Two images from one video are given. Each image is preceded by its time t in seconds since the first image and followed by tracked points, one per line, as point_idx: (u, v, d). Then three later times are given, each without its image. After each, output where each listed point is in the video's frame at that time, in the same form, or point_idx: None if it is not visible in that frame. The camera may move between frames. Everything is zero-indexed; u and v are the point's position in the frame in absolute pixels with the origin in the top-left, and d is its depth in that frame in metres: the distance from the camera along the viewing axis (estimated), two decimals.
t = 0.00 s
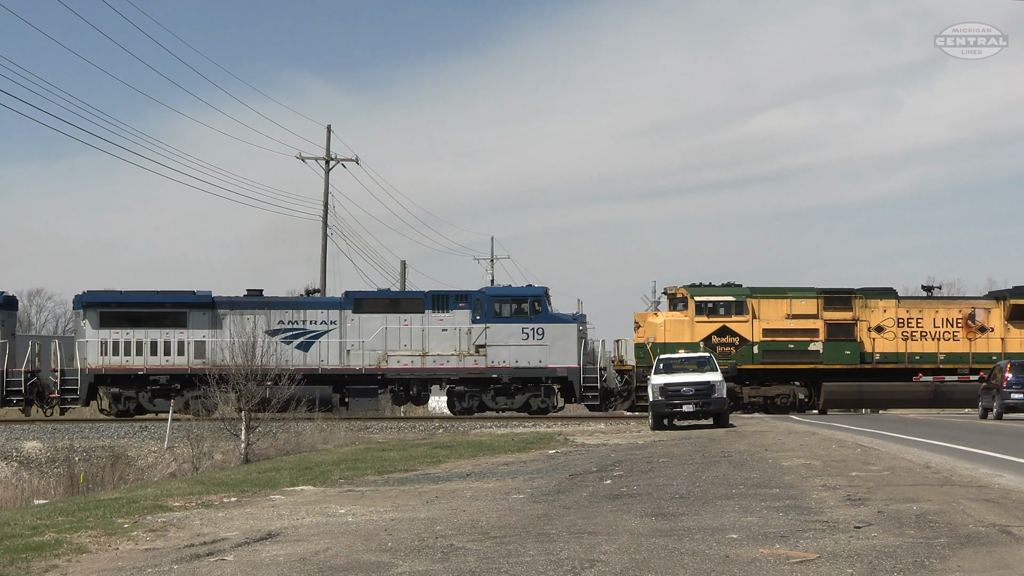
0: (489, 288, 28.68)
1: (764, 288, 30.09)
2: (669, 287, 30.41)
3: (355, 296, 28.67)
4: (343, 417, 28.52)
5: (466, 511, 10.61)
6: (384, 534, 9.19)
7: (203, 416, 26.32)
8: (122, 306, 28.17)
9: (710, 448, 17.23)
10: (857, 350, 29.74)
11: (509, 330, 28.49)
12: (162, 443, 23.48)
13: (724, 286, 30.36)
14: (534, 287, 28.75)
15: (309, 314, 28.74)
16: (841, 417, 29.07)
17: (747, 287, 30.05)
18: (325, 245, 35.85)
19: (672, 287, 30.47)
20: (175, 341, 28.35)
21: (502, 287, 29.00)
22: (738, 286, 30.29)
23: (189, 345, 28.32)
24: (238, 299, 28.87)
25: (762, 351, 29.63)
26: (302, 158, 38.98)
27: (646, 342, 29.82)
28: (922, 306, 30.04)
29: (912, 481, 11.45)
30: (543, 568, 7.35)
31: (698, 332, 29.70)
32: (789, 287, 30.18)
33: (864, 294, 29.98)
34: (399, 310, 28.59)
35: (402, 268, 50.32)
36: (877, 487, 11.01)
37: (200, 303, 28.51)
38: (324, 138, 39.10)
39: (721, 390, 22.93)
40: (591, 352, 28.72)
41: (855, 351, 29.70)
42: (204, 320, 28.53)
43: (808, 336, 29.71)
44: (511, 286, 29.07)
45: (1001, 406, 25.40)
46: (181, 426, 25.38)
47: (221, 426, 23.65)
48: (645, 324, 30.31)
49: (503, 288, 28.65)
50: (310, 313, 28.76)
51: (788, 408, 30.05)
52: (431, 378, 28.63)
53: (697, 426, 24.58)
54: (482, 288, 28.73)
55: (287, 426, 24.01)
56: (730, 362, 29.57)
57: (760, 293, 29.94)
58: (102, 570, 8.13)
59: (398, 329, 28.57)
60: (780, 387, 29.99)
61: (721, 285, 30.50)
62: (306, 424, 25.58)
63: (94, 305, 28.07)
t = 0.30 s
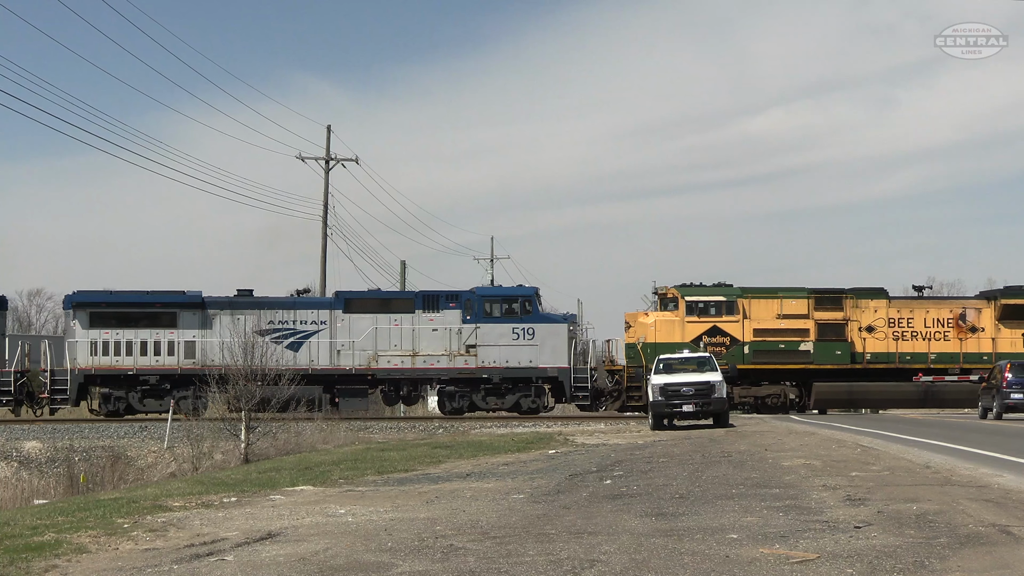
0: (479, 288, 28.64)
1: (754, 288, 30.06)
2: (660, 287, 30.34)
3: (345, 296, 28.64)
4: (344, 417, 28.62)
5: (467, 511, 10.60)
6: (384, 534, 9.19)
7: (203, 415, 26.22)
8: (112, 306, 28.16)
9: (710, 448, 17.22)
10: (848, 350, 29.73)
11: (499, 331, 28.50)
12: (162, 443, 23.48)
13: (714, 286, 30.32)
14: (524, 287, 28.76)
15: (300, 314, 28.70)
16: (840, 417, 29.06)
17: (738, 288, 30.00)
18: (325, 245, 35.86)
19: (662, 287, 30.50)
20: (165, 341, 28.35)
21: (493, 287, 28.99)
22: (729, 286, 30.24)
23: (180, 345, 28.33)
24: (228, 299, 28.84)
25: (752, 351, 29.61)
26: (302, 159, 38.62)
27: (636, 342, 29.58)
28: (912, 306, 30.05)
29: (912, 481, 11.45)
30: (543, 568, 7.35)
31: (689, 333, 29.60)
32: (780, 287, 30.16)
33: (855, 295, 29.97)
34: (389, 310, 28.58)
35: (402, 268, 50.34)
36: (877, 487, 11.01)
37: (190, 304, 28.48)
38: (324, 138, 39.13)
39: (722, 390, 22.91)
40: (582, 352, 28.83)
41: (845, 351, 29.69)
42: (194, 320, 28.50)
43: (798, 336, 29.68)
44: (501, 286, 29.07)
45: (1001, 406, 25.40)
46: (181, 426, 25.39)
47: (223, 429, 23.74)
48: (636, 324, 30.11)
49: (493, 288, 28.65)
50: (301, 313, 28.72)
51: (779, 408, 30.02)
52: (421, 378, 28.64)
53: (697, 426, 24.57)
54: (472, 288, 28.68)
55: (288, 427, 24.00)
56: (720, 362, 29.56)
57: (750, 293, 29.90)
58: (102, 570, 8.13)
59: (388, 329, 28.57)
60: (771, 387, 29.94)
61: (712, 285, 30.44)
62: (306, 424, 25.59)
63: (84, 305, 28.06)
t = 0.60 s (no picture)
0: (469, 288, 28.64)
1: (745, 288, 30.02)
2: (651, 287, 30.28)
3: (335, 296, 28.67)
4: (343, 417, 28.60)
5: (466, 511, 10.60)
6: (384, 534, 9.19)
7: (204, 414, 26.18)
8: (102, 306, 28.17)
9: (710, 448, 17.22)
10: (838, 350, 29.74)
11: (489, 331, 28.50)
12: (162, 443, 23.48)
13: (705, 286, 30.25)
14: (515, 287, 28.76)
15: (290, 314, 28.70)
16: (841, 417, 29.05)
17: (728, 287, 29.95)
18: (325, 245, 35.87)
19: (653, 287, 30.40)
20: (155, 341, 28.34)
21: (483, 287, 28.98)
22: (720, 285, 30.17)
23: (169, 345, 28.33)
24: (218, 300, 28.85)
25: (743, 351, 29.61)
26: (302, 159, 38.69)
27: (627, 342, 29.57)
28: (903, 306, 30.08)
29: (912, 481, 11.44)
30: (543, 568, 7.35)
31: (679, 333, 29.52)
32: (771, 287, 30.14)
33: (846, 294, 30.04)
34: (380, 310, 28.61)
35: (402, 268, 50.34)
36: (877, 487, 11.01)
37: (180, 304, 28.47)
38: (324, 138, 39.14)
39: (721, 390, 22.92)
40: (573, 352, 28.80)
41: (836, 351, 29.70)
42: (184, 320, 28.51)
43: (789, 336, 29.67)
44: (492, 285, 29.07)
45: (1001, 406, 25.40)
46: (181, 426, 25.36)
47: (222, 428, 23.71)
48: (626, 324, 30.02)
49: (483, 288, 28.63)
50: (291, 314, 28.72)
51: (769, 408, 30.06)
52: (412, 379, 28.63)
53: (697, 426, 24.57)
54: (463, 288, 28.69)
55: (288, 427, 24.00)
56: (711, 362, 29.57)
57: (741, 294, 29.87)
58: (102, 570, 8.13)
59: (378, 329, 28.58)
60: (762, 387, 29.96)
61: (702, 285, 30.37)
62: (306, 424, 25.59)
63: (73, 305, 28.06)
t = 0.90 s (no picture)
0: (460, 288, 28.63)
1: (735, 288, 29.98)
2: (641, 287, 30.23)
3: (326, 296, 28.72)
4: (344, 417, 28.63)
5: (466, 511, 10.60)
6: (384, 534, 9.19)
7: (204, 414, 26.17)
8: (92, 306, 28.18)
9: (710, 448, 17.21)
10: (829, 350, 29.75)
11: (480, 331, 28.50)
12: (162, 443, 23.48)
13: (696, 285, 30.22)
14: (505, 287, 28.78)
15: (280, 314, 28.67)
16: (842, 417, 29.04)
17: (719, 287, 29.92)
18: (324, 245, 35.89)
19: (644, 286, 30.36)
20: (145, 341, 28.34)
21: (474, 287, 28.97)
22: (711, 285, 30.15)
23: (160, 344, 28.32)
24: (209, 300, 28.84)
25: (734, 351, 29.60)
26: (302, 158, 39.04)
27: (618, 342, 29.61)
28: (894, 306, 30.05)
29: (912, 481, 11.44)
30: (543, 568, 7.35)
31: (670, 332, 29.49)
32: (762, 287, 30.12)
33: (837, 295, 30.00)
34: (370, 310, 28.61)
35: (402, 268, 50.38)
36: (877, 487, 11.01)
37: (170, 303, 28.45)
38: (323, 139, 39.16)
39: (722, 390, 22.93)
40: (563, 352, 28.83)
41: (827, 351, 29.72)
42: (174, 320, 28.50)
43: (780, 336, 29.67)
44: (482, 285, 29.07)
45: (1001, 406, 25.39)
46: (181, 426, 25.34)
47: (221, 427, 23.79)
48: (617, 324, 30.09)
49: (474, 287, 28.62)
50: (281, 313, 28.70)
51: (760, 408, 30.06)
52: (402, 378, 28.65)
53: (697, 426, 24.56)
54: (453, 288, 28.68)
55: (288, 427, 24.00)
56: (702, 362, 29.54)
57: (732, 293, 29.83)
58: (102, 570, 8.13)
59: (369, 329, 28.60)
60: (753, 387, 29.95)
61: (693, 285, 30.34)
62: (306, 424, 25.60)
63: (63, 305, 28.06)
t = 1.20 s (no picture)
0: (450, 288, 28.65)
1: (726, 288, 29.97)
2: (632, 287, 30.25)
3: (316, 296, 28.71)
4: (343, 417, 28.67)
5: (466, 511, 10.61)
6: (384, 534, 9.19)
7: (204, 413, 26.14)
8: (82, 306, 28.17)
9: (710, 448, 17.21)
10: (820, 350, 29.71)
11: (470, 331, 28.52)
12: (162, 443, 23.48)
13: (686, 286, 30.23)
14: (495, 287, 28.80)
15: (270, 314, 28.69)
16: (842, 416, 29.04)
17: (710, 287, 29.91)
18: (324, 245, 35.88)
19: (635, 287, 30.37)
20: (135, 341, 28.33)
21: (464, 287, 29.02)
22: (701, 285, 30.16)
23: (150, 344, 28.31)
24: (199, 300, 28.83)
25: (725, 351, 29.57)
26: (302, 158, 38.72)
27: (609, 342, 29.60)
28: (885, 306, 30.06)
29: (912, 481, 11.43)
30: (543, 568, 7.35)
31: (660, 333, 29.47)
32: (752, 287, 30.12)
33: (827, 295, 30.03)
34: (360, 310, 28.60)
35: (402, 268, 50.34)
36: (877, 487, 11.00)
37: (160, 303, 28.46)
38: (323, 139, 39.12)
39: (721, 390, 22.92)
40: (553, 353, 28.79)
41: (818, 351, 29.66)
42: (164, 320, 28.48)
43: (770, 336, 29.65)
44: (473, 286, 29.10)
45: (1001, 406, 25.39)
46: (180, 426, 25.32)
47: (221, 427, 23.82)
48: (608, 324, 30.15)
49: (464, 287, 28.65)
50: (271, 314, 28.71)
51: (752, 408, 29.99)
52: (392, 378, 28.67)
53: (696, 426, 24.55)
54: (444, 288, 28.71)
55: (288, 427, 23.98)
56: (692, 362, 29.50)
57: (722, 293, 29.81)
58: (102, 570, 8.13)
59: (359, 329, 28.58)
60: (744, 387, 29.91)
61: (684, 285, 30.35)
62: (306, 424, 25.60)
63: (53, 305, 28.04)
